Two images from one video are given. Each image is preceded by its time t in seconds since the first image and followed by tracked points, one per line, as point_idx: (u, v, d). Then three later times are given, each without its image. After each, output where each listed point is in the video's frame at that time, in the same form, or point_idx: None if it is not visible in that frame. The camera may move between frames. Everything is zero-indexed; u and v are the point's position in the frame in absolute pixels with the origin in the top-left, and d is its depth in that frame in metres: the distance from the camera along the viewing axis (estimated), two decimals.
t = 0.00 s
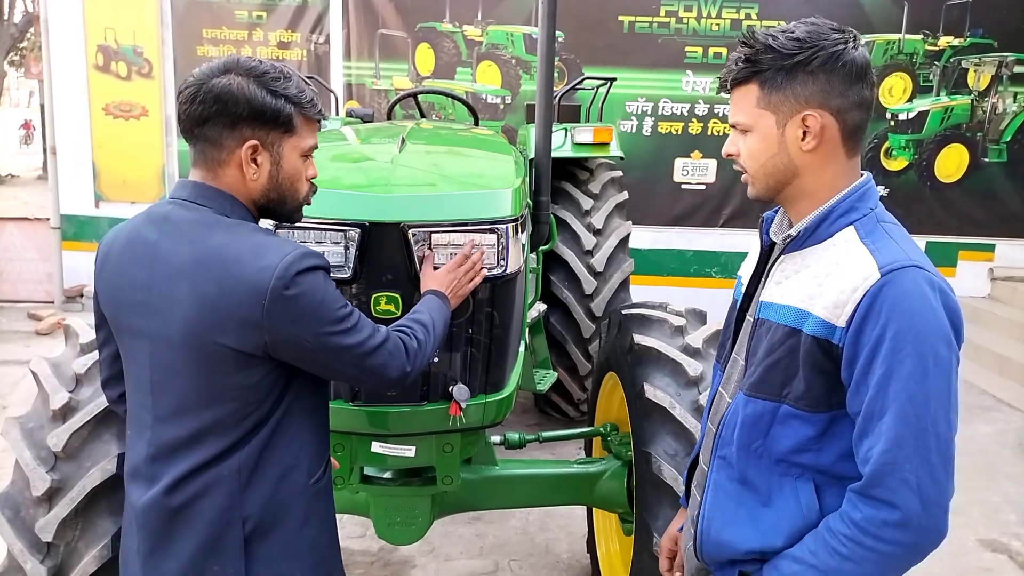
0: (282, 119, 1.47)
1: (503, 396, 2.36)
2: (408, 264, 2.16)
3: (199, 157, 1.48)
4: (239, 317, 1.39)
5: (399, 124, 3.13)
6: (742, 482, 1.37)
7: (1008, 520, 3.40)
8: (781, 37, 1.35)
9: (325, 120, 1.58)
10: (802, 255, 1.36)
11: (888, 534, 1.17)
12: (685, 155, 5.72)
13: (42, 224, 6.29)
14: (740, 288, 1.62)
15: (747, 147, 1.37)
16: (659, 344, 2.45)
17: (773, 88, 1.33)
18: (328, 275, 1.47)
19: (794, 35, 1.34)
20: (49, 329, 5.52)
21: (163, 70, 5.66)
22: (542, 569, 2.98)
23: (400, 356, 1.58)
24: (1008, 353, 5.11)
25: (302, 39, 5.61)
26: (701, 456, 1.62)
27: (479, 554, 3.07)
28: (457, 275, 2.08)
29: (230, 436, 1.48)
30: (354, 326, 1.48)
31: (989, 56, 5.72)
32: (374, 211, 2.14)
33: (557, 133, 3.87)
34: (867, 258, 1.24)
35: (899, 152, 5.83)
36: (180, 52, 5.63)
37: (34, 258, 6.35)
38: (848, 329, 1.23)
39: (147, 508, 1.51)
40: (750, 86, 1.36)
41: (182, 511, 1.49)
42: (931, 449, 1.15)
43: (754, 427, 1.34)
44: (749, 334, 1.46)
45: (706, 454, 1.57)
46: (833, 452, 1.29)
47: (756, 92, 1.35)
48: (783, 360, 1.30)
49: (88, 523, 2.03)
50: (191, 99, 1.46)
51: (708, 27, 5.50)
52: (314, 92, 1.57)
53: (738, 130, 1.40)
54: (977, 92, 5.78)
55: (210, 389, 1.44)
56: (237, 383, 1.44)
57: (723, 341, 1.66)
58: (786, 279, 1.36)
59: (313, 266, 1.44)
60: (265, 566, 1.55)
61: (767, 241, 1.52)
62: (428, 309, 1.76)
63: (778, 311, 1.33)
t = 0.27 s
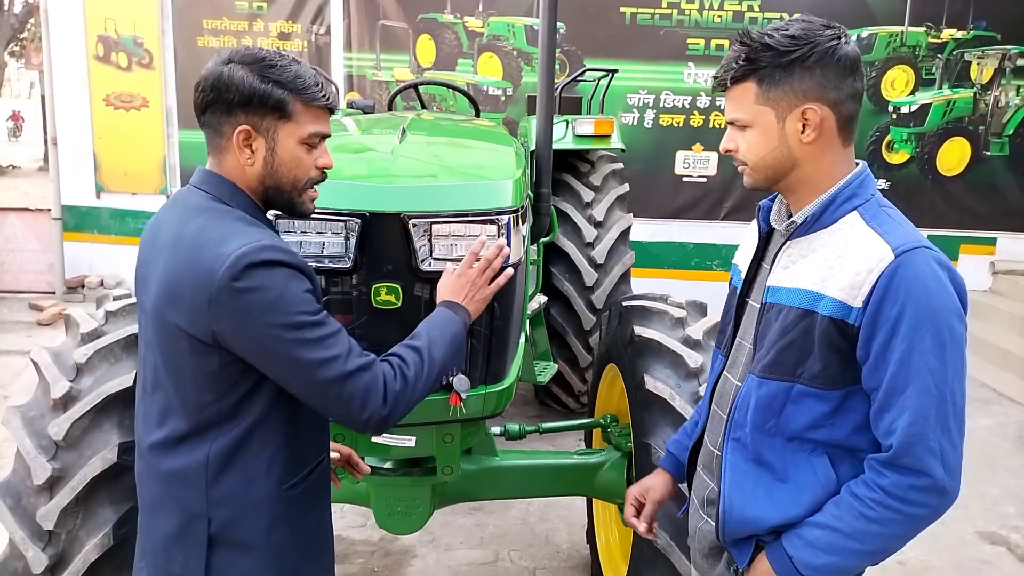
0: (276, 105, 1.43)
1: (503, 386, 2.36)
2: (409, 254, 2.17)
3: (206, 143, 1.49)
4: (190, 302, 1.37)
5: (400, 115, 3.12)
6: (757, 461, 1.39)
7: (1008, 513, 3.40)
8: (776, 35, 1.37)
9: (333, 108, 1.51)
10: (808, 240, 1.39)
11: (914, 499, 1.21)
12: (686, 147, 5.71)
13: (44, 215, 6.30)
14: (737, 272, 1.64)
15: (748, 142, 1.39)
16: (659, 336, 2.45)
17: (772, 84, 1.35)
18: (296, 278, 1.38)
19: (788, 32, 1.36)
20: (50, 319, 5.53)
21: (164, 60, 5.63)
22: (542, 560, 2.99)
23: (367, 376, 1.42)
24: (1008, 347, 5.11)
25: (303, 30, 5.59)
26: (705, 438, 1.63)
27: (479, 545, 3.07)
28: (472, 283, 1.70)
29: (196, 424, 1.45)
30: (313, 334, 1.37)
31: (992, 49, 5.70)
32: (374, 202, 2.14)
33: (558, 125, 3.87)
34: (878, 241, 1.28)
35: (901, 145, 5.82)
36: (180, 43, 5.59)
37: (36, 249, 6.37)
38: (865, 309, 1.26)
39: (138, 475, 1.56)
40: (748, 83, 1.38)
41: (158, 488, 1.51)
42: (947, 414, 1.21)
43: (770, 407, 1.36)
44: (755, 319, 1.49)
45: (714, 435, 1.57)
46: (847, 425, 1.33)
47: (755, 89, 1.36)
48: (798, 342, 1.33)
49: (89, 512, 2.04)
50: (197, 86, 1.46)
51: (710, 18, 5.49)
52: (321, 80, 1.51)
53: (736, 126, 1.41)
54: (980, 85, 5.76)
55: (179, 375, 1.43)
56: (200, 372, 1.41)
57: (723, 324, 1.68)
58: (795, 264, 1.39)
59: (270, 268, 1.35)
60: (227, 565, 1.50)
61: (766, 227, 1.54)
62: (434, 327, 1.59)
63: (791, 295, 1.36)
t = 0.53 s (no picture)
0: (268, 94, 1.31)
1: (501, 385, 2.36)
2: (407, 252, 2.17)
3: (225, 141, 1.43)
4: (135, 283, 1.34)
5: (398, 113, 3.12)
6: (756, 448, 1.40)
7: (1006, 510, 3.41)
8: (763, 44, 1.37)
9: (340, 102, 1.35)
10: (806, 235, 1.40)
11: (903, 483, 1.23)
12: (685, 146, 5.71)
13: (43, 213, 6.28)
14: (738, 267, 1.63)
15: (744, 148, 1.38)
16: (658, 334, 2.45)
17: (763, 90, 1.35)
18: (194, 275, 1.21)
19: (774, 40, 1.37)
20: (50, 319, 5.54)
21: (163, 59, 5.64)
22: (541, 558, 2.99)
23: (208, 396, 1.12)
24: (1006, 344, 5.11)
25: (302, 29, 5.58)
26: (706, 427, 1.63)
27: (478, 543, 3.08)
28: (374, 263, 1.19)
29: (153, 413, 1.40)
30: (181, 337, 1.17)
31: (991, 47, 5.69)
32: (373, 200, 2.14)
33: (557, 124, 3.87)
34: (871, 231, 1.30)
35: (900, 143, 5.82)
36: (180, 42, 5.60)
37: (33, 248, 6.34)
38: (859, 296, 1.28)
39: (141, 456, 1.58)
40: (740, 92, 1.37)
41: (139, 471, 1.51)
42: (936, 399, 1.23)
43: (769, 395, 1.37)
44: (755, 311, 1.49)
45: (716, 425, 1.57)
46: (844, 413, 1.33)
47: (745, 97, 1.37)
48: (796, 330, 1.34)
49: (87, 511, 2.04)
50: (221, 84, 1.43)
51: (709, 17, 5.48)
52: (331, 74, 1.37)
53: (729, 133, 1.40)
54: (979, 83, 5.76)
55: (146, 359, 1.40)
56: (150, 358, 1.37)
57: (726, 312, 1.67)
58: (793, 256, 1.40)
59: (170, 258, 1.22)
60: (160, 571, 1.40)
61: (766, 223, 1.54)
62: (317, 333, 1.15)
63: (788, 286, 1.38)
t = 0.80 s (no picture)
0: (271, 96, 1.29)
1: (501, 386, 2.36)
2: (406, 253, 2.16)
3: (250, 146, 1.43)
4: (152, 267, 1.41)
5: (397, 114, 3.12)
6: (760, 442, 1.41)
7: (1006, 511, 3.40)
8: (772, 43, 1.38)
9: (345, 107, 1.30)
10: (809, 230, 1.42)
11: (906, 472, 1.25)
12: (685, 146, 5.71)
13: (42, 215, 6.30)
14: (733, 262, 1.62)
15: (756, 146, 1.38)
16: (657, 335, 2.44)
17: (776, 88, 1.36)
18: (163, 277, 1.22)
19: (784, 39, 1.38)
20: (50, 319, 5.53)
21: (162, 60, 5.64)
22: (540, 559, 2.99)
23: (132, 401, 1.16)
24: (1006, 345, 5.11)
25: (302, 30, 5.58)
26: (703, 424, 1.62)
27: (477, 544, 3.07)
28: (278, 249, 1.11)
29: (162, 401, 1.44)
30: (140, 332, 1.20)
31: (991, 47, 5.69)
32: (372, 201, 2.14)
33: (557, 124, 3.87)
34: (876, 226, 1.33)
35: (900, 143, 5.81)
36: (179, 43, 5.61)
37: (34, 250, 6.36)
38: (865, 288, 1.31)
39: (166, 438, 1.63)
40: (752, 91, 1.37)
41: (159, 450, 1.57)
42: (939, 390, 1.25)
43: (775, 387, 1.38)
44: (758, 308, 1.49)
45: (716, 421, 1.56)
46: (848, 405, 1.36)
47: (758, 95, 1.37)
48: (802, 323, 1.37)
49: (87, 512, 2.04)
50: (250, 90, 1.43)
51: (709, 17, 5.48)
52: (339, 76, 1.33)
53: (740, 130, 1.40)
54: (979, 83, 5.76)
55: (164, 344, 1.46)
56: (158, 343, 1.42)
57: (724, 303, 1.63)
58: (796, 251, 1.42)
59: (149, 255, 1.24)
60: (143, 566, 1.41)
61: (768, 219, 1.53)
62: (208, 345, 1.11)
63: (795, 280, 1.40)
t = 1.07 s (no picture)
0: (272, 92, 1.30)
1: (502, 385, 2.37)
2: (407, 253, 2.18)
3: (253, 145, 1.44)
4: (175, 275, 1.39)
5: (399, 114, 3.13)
6: (772, 436, 1.43)
7: (1007, 510, 3.41)
8: (775, 43, 1.43)
9: (346, 95, 1.31)
10: (814, 226, 1.46)
11: (921, 456, 1.29)
12: (685, 146, 5.72)
13: (46, 216, 6.29)
14: (723, 263, 1.65)
15: (760, 142, 1.43)
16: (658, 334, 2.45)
17: (779, 86, 1.41)
18: (180, 292, 1.20)
19: (785, 39, 1.43)
20: (52, 320, 5.55)
21: (164, 61, 5.66)
22: (542, 557, 3.00)
23: (150, 427, 1.16)
24: (1007, 344, 5.12)
25: (303, 31, 5.60)
26: (704, 424, 1.64)
27: (479, 542, 3.08)
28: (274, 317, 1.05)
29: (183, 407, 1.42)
30: (159, 352, 1.18)
31: (991, 47, 5.70)
32: (374, 201, 2.15)
33: (557, 124, 3.88)
34: (884, 219, 1.38)
35: (900, 143, 5.82)
36: (181, 44, 5.62)
37: (37, 249, 6.36)
38: (879, 279, 1.35)
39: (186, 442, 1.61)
40: (755, 89, 1.42)
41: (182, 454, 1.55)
42: (949, 373, 1.31)
43: (787, 380, 1.41)
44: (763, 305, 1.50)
45: (720, 420, 1.57)
46: (858, 396, 1.39)
47: (762, 93, 1.41)
48: (815, 316, 1.39)
49: (90, 510, 2.05)
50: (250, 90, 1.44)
51: (709, 17, 5.49)
52: (338, 65, 1.33)
53: (743, 128, 1.44)
54: (979, 82, 5.77)
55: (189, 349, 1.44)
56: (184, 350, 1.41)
57: (720, 304, 1.64)
58: (802, 246, 1.46)
59: (166, 268, 1.22)
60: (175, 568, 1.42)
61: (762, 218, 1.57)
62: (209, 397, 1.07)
63: (805, 273, 1.43)
